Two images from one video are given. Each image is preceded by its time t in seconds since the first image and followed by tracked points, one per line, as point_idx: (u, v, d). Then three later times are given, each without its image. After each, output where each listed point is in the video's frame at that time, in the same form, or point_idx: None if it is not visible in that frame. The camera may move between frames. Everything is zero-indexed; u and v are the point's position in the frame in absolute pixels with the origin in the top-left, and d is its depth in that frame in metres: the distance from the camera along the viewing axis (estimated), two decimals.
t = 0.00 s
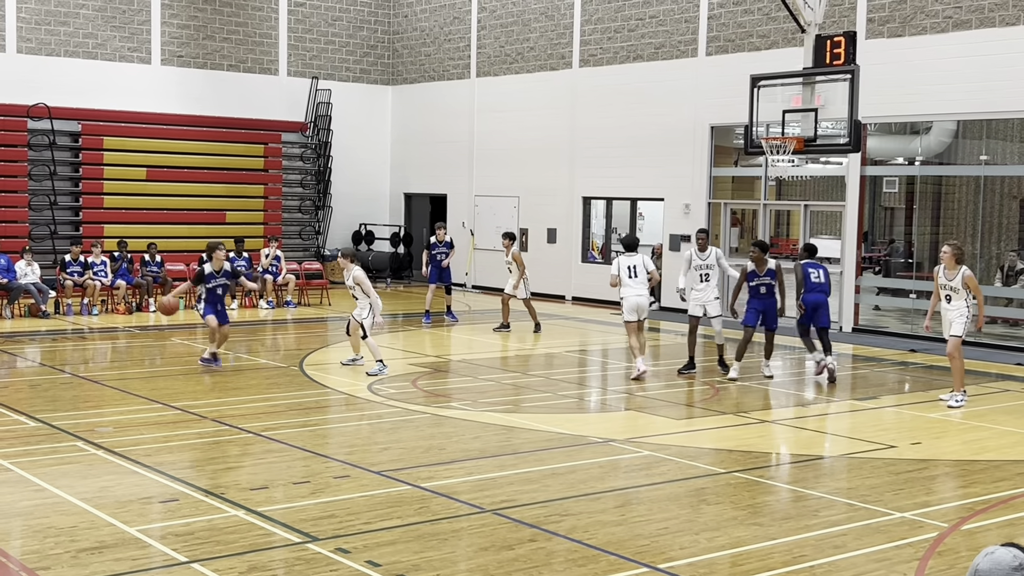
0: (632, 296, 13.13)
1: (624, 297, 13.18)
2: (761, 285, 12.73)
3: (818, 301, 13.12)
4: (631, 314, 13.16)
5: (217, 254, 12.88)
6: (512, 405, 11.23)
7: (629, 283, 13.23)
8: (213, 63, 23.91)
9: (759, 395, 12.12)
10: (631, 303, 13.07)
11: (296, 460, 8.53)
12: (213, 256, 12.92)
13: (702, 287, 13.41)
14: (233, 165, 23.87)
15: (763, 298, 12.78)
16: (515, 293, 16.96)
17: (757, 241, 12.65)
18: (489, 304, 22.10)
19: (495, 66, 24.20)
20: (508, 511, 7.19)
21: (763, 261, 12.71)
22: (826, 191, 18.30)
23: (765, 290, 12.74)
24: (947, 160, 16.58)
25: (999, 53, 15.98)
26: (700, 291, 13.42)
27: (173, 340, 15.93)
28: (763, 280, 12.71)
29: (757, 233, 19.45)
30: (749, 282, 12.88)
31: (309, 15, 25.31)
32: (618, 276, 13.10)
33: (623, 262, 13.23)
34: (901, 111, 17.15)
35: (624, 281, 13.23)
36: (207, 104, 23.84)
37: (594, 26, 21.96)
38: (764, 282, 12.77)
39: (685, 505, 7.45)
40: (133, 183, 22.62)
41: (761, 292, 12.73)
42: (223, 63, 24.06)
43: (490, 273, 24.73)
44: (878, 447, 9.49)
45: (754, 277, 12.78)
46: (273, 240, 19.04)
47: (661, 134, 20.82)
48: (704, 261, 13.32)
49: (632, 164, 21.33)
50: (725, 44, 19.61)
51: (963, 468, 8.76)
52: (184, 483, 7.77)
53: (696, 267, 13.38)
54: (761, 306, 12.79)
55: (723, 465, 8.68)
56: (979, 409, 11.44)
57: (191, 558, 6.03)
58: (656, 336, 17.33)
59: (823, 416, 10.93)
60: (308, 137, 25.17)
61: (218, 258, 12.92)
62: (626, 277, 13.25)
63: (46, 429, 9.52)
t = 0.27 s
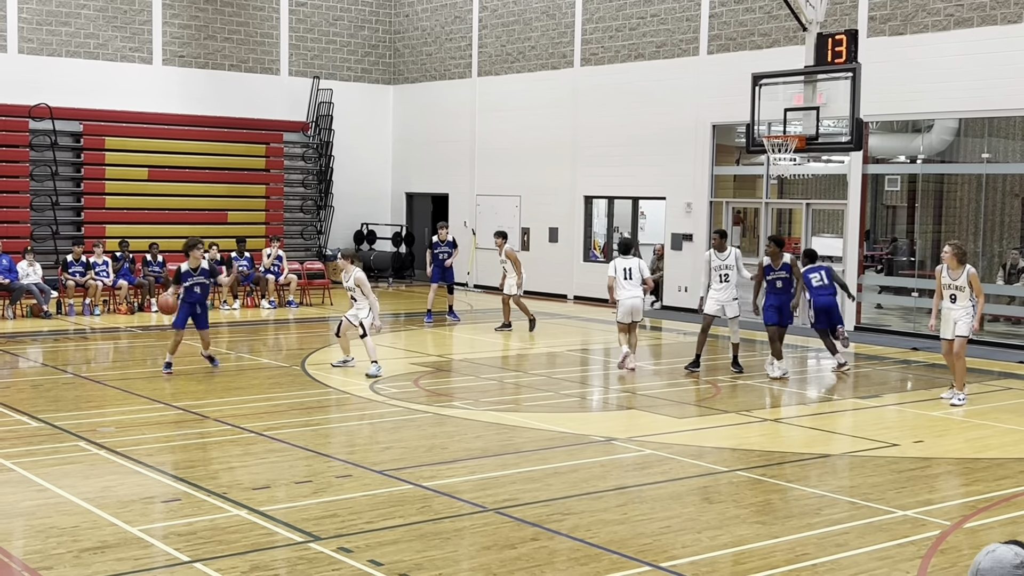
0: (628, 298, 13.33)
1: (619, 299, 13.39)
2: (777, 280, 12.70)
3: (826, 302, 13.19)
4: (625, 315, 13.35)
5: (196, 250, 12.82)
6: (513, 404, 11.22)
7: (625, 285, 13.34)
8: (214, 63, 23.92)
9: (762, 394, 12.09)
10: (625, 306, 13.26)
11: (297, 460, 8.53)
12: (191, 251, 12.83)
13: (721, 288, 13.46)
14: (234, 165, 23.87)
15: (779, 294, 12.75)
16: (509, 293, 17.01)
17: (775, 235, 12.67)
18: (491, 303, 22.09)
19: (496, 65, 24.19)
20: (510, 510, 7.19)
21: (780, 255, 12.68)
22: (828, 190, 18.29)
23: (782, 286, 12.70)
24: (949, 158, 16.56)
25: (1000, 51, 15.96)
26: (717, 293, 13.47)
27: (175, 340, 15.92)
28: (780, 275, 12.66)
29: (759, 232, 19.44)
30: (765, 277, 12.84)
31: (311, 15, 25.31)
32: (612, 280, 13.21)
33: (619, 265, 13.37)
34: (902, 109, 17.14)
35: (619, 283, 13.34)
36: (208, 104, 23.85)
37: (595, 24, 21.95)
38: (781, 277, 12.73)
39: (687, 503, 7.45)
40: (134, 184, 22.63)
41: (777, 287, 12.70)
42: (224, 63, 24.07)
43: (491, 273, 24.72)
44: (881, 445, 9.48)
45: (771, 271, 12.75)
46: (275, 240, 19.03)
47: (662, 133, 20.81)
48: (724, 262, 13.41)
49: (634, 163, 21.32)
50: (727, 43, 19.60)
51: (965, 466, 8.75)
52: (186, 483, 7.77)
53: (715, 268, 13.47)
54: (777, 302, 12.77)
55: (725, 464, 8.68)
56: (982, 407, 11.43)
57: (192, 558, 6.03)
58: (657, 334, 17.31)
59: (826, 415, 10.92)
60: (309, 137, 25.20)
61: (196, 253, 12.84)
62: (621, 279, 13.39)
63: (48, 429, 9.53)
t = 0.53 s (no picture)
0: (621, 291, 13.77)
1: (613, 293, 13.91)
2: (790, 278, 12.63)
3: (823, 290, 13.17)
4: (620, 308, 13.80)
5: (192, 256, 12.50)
6: (514, 404, 11.22)
7: (620, 277, 13.71)
8: (215, 65, 23.95)
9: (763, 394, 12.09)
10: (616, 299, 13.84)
11: (299, 461, 8.53)
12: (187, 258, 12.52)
13: (729, 286, 13.48)
14: (235, 166, 23.88)
15: (792, 291, 12.70)
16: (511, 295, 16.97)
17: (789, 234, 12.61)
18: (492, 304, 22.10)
19: (497, 66, 24.19)
20: (512, 511, 7.19)
21: (794, 253, 12.62)
22: (829, 190, 18.29)
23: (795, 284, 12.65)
24: (950, 158, 16.56)
25: (1001, 51, 15.96)
26: (724, 292, 13.50)
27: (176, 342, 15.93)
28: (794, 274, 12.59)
29: (760, 232, 19.44)
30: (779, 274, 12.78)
31: (311, 16, 25.32)
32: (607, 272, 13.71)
33: (615, 259, 13.73)
34: (903, 109, 17.15)
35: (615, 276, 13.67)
36: (209, 106, 23.86)
37: (596, 25, 21.96)
38: (794, 274, 12.67)
39: (689, 504, 7.45)
40: (135, 186, 22.63)
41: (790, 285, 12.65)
42: (225, 64, 24.09)
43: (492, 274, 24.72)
44: (882, 445, 9.48)
45: (784, 268, 12.70)
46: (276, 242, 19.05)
47: (662, 134, 20.82)
48: (731, 261, 13.45)
49: (635, 163, 21.31)
50: (727, 43, 19.60)
51: (967, 466, 8.75)
52: (188, 484, 7.77)
53: (722, 266, 13.51)
54: (790, 301, 12.74)
55: (726, 465, 8.68)
56: (983, 407, 11.43)
57: (195, 559, 6.04)
58: (659, 335, 17.31)
59: (827, 415, 10.92)
60: (310, 139, 25.16)
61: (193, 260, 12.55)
62: (617, 272, 13.84)
63: (50, 431, 9.54)
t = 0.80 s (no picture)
0: (614, 290, 13.99)
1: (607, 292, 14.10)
2: (811, 282, 12.53)
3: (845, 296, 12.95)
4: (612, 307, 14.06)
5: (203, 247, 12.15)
6: (517, 407, 11.22)
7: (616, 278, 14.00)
8: (217, 69, 23.98)
9: (765, 395, 12.09)
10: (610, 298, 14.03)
11: (302, 464, 8.53)
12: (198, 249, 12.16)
13: (733, 288, 13.46)
14: (237, 170, 23.89)
15: (813, 296, 12.58)
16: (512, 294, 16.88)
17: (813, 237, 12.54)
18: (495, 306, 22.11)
19: (498, 69, 24.20)
20: (515, 513, 7.20)
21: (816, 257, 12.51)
22: (830, 191, 18.28)
23: (816, 288, 12.54)
24: (952, 158, 16.56)
25: (1003, 51, 15.96)
26: (729, 294, 13.48)
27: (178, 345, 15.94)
28: (815, 277, 12.47)
29: (762, 234, 19.44)
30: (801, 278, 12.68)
31: (312, 19, 25.34)
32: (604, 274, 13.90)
33: (613, 261, 13.96)
34: (904, 110, 17.15)
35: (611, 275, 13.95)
36: (211, 109, 23.87)
37: (597, 28, 21.98)
38: (815, 278, 12.55)
39: (692, 506, 7.45)
40: (137, 189, 22.62)
41: (811, 289, 12.55)
42: (226, 68, 24.12)
43: (494, 276, 24.72)
44: (885, 446, 9.48)
45: (806, 272, 12.60)
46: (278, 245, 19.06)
47: (664, 136, 20.83)
48: (735, 263, 13.44)
49: (637, 165, 21.31)
50: (729, 45, 19.61)
51: (970, 466, 8.75)
52: (191, 487, 7.77)
53: (726, 268, 13.51)
54: (811, 305, 12.61)
55: (729, 466, 8.68)
56: (985, 408, 11.42)
57: (199, 562, 6.04)
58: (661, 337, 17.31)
59: (829, 416, 10.92)
60: (312, 142, 25.18)
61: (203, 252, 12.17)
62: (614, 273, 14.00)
63: (53, 434, 9.54)
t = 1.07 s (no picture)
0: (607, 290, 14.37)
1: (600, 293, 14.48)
2: (826, 280, 12.53)
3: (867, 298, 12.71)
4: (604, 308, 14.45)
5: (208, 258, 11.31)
6: (515, 408, 11.21)
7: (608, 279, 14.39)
8: (213, 70, 23.96)
9: (762, 394, 12.10)
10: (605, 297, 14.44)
11: (299, 465, 8.53)
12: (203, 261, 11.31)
13: (729, 287, 13.44)
14: (233, 171, 23.88)
15: (830, 293, 12.58)
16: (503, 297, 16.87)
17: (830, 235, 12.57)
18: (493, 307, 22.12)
19: (495, 69, 24.20)
20: (513, 514, 7.19)
21: (832, 254, 12.47)
22: (827, 191, 18.30)
23: (831, 286, 12.53)
24: (948, 158, 16.58)
25: (998, 51, 15.98)
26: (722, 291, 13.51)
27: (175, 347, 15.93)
28: (829, 275, 12.48)
29: (759, 233, 19.46)
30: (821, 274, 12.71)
31: (308, 20, 25.33)
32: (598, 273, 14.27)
33: (605, 260, 14.31)
34: (900, 110, 17.16)
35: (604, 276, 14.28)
36: (207, 111, 23.86)
37: (593, 28, 21.98)
38: (831, 276, 12.52)
39: (690, 505, 7.45)
40: (134, 191, 22.61)
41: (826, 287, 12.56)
42: (223, 69, 24.11)
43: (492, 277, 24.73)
44: (883, 445, 9.48)
45: (823, 269, 12.62)
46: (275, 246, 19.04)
47: (660, 136, 20.83)
48: (730, 262, 13.47)
49: (634, 165, 21.32)
50: (725, 45, 19.61)
51: (968, 465, 8.76)
52: (188, 489, 7.77)
53: (721, 268, 13.52)
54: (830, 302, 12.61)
55: (727, 466, 8.68)
56: (982, 407, 11.44)
57: (197, 564, 6.04)
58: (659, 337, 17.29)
59: (827, 415, 10.93)
60: (308, 143, 25.15)
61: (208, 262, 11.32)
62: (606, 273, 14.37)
63: (50, 437, 9.52)
